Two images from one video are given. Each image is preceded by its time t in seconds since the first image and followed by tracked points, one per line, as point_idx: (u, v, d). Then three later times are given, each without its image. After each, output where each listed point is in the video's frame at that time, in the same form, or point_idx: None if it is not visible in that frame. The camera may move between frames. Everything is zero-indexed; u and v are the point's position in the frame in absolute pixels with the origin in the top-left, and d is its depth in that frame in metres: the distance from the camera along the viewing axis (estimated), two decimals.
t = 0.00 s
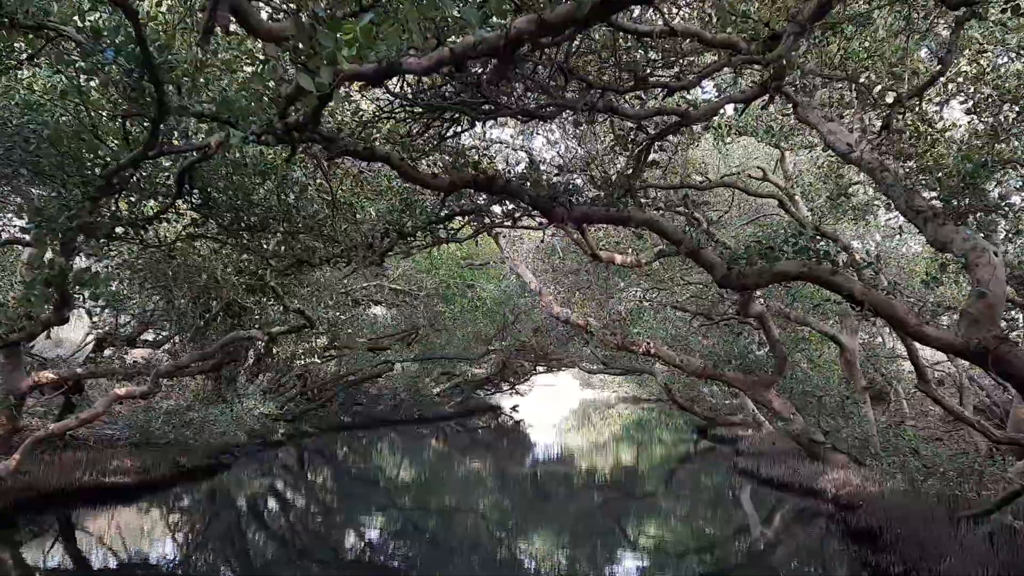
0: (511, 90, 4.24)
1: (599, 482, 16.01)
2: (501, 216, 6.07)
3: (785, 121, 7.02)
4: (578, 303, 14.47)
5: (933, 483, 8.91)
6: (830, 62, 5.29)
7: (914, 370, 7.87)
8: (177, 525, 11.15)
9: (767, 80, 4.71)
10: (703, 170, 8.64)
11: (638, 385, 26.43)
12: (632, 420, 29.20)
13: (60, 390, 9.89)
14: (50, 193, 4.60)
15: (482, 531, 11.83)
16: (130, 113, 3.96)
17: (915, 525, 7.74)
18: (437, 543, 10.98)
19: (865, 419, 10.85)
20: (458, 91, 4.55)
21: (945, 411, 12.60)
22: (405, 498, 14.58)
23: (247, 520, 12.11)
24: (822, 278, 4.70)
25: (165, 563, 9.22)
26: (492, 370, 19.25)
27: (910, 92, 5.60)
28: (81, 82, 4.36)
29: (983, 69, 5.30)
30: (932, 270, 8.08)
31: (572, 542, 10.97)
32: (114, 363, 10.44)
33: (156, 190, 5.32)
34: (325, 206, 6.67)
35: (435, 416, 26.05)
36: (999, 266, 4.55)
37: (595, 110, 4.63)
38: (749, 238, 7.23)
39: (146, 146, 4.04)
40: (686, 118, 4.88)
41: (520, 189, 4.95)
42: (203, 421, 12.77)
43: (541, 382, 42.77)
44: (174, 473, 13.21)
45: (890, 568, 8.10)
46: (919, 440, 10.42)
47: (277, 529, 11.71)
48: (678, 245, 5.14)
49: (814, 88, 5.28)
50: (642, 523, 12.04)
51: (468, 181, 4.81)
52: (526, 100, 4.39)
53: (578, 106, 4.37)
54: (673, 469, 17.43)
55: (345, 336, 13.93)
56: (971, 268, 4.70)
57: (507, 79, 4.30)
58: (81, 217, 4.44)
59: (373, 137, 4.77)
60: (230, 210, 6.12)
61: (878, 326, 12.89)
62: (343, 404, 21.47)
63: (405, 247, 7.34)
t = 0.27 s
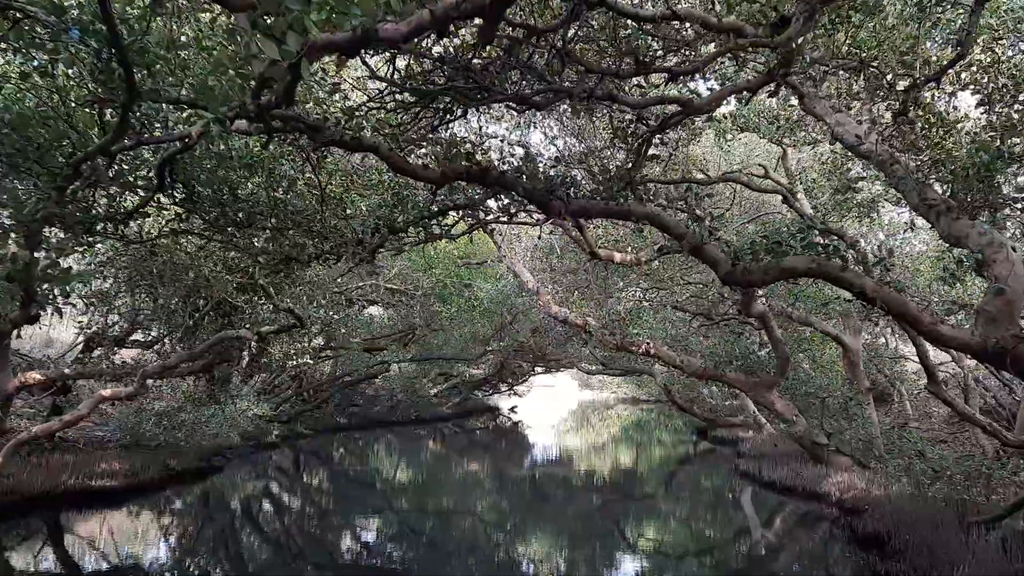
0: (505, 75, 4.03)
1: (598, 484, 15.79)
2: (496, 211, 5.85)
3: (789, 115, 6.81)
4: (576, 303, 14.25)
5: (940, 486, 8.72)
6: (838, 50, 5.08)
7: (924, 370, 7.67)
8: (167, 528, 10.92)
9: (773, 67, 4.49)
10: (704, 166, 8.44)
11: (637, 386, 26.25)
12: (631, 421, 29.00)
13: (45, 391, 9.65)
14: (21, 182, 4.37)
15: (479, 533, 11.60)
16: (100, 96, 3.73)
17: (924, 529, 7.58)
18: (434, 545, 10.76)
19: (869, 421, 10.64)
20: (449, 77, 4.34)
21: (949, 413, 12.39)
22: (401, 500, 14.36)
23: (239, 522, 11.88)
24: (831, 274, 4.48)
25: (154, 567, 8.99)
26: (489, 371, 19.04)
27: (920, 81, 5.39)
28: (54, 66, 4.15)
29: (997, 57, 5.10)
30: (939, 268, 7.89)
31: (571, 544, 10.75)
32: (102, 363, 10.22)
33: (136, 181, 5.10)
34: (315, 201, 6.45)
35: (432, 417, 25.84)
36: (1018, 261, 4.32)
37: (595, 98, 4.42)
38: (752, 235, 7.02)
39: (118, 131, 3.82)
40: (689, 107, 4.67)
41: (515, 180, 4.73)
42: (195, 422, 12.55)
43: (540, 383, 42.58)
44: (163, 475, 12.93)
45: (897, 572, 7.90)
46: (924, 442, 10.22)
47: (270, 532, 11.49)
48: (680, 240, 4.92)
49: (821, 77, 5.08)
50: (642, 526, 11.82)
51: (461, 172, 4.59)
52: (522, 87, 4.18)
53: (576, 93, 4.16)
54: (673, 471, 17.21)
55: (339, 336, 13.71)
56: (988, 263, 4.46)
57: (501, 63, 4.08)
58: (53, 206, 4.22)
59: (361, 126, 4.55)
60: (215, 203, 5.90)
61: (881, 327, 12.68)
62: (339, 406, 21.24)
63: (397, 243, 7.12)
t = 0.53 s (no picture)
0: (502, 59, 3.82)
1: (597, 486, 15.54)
2: (491, 205, 5.64)
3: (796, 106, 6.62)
4: (575, 303, 14.04)
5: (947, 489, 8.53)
6: (847, 37, 4.86)
7: (934, 371, 7.46)
8: (158, 531, 10.69)
9: (782, 55, 4.27)
10: (705, 161, 8.22)
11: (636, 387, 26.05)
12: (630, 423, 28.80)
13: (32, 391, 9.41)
14: None
15: (477, 536, 11.37)
16: (67, 76, 3.50)
17: (935, 537, 7.39)
18: (431, 547, 10.56)
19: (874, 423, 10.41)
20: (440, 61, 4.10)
21: (954, 413, 12.18)
22: (397, 502, 14.12)
23: (232, 524, 11.65)
24: (842, 269, 4.27)
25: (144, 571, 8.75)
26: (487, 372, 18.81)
27: (936, 72, 5.17)
28: (26, 50, 3.94)
29: (1014, 45, 4.90)
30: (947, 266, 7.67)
31: (570, 547, 10.50)
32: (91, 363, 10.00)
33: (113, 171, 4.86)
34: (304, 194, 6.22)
35: (429, 418, 25.61)
36: None
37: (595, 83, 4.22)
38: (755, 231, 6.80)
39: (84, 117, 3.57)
40: (693, 94, 4.44)
41: (511, 172, 4.50)
42: (187, 423, 12.31)
43: (538, 384, 42.39)
44: (152, 478, 12.69)
45: None
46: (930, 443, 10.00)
47: (264, 534, 11.25)
48: (682, 234, 4.71)
49: (831, 64, 4.87)
50: (642, 528, 11.61)
51: (453, 163, 4.37)
52: (518, 72, 3.97)
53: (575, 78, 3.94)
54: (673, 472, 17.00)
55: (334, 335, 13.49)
56: (1006, 259, 4.23)
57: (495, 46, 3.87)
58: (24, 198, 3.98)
59: (349, 114, 4.35)
60: (200, 197, 5.69)
61: (885, 326, 12.47)
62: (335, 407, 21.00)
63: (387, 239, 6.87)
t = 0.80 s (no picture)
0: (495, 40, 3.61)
1: (596, 487, 15.33)
2: (487, 199, 5.43)
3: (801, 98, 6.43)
4: (574, 303, 13.84)
5: (956, 492, 8.33)
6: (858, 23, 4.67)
7: (944, 371, 7.27)
8: (149, 534, 10.48)
9: (792, 40, 4.07)
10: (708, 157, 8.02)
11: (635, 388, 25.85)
12: (630, 424, 28.60)
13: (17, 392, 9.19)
14: None
15: (473, 538, 11.15)
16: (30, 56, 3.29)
17: (946, 543, 7.37)
18: (427, 550, 10.33)
19: (878, 424, 10.22)
20: (430, 43, 3.88)
21: (959, 415, 11.97)
22: (393, 504, 13.90)
23: (225, 527, 11.43)
24: (854, 266, 4.06)
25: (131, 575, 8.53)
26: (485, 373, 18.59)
27: (949, 61, 4.98)
28: None
29: None
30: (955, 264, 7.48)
31: (568, 550, 10.29)
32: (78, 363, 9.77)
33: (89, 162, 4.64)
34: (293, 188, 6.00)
35: (427, 420, 25.40)
36: None
37: (594, 69, 4.01)
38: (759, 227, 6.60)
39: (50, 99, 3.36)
40: (697, 80, 4.23)
41: (506, 162, 4.30)
42: (178, 425, 12.08)
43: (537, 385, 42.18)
44: (143, 480, 12.45)
45: None
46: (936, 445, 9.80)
47: (257, 537, 11.03)
48: (685, 229, 4.50)
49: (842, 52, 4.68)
50: (641, 530, 11.40)
51: (444, 151, 4.15)
52: (514, 56, 3.76)
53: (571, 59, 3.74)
54: (672, 474, 16.78)
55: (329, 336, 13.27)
56: None
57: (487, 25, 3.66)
58: None
59: (335, 100, 4.12)
60: (181, 190, 5.45)
61: (888, 326, 12.27)
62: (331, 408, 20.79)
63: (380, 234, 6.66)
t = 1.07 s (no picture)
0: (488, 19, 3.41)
1: (595, 490, 15.12)
2: (482, 193, 5.22)
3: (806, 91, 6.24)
4: (573, 303, 13.63)
5: (964, 497, 8.14)
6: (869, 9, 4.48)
7: (958, 373, 7.09)
8: (139, 538, 10.26)
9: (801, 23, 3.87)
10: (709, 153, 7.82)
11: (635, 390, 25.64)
12: (629, 426, 28.39)
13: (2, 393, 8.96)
14: None
15: (470, 541, 10.94)
16: None
17: (958, 551, 7.28)
18: (423, 553, 10.11)
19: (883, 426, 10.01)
20: (419, 24, 3.67)
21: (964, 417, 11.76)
22: (388, 507, 13.67)
23: (218, 530, 11.22)
24: (867, 262, 3.85)
25: None
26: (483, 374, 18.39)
27: (964, 49, 4.78)
28: None
29: None
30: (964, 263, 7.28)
31: (567, 553, 10.07)
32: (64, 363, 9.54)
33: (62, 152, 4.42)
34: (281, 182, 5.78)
35: (424, 421, 25.17)
36: None
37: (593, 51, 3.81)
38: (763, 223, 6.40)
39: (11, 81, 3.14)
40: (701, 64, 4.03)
41: (499, 153, 4.09)
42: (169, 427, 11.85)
43: (536, 387, 41.96)
44: (132, 483, 12.21)
45: None
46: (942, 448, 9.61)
47: (250, 540, 10.82)
48: (688, 223, 4.29)
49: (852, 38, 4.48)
50: (641, 534, 11.18)
51: (435, 141, 3.94)
52: (510, 38, 3.55)
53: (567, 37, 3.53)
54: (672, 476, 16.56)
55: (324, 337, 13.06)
56: None
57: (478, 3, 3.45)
58: None
59: (319, 85, 3.90)
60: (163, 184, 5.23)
61: (892, 327, 12.05)
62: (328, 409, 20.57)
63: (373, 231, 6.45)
